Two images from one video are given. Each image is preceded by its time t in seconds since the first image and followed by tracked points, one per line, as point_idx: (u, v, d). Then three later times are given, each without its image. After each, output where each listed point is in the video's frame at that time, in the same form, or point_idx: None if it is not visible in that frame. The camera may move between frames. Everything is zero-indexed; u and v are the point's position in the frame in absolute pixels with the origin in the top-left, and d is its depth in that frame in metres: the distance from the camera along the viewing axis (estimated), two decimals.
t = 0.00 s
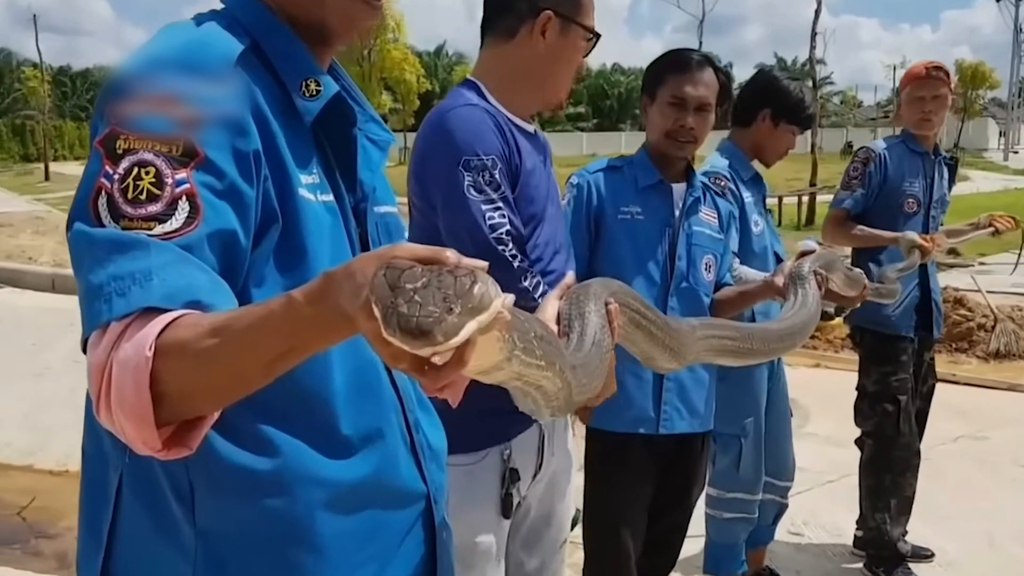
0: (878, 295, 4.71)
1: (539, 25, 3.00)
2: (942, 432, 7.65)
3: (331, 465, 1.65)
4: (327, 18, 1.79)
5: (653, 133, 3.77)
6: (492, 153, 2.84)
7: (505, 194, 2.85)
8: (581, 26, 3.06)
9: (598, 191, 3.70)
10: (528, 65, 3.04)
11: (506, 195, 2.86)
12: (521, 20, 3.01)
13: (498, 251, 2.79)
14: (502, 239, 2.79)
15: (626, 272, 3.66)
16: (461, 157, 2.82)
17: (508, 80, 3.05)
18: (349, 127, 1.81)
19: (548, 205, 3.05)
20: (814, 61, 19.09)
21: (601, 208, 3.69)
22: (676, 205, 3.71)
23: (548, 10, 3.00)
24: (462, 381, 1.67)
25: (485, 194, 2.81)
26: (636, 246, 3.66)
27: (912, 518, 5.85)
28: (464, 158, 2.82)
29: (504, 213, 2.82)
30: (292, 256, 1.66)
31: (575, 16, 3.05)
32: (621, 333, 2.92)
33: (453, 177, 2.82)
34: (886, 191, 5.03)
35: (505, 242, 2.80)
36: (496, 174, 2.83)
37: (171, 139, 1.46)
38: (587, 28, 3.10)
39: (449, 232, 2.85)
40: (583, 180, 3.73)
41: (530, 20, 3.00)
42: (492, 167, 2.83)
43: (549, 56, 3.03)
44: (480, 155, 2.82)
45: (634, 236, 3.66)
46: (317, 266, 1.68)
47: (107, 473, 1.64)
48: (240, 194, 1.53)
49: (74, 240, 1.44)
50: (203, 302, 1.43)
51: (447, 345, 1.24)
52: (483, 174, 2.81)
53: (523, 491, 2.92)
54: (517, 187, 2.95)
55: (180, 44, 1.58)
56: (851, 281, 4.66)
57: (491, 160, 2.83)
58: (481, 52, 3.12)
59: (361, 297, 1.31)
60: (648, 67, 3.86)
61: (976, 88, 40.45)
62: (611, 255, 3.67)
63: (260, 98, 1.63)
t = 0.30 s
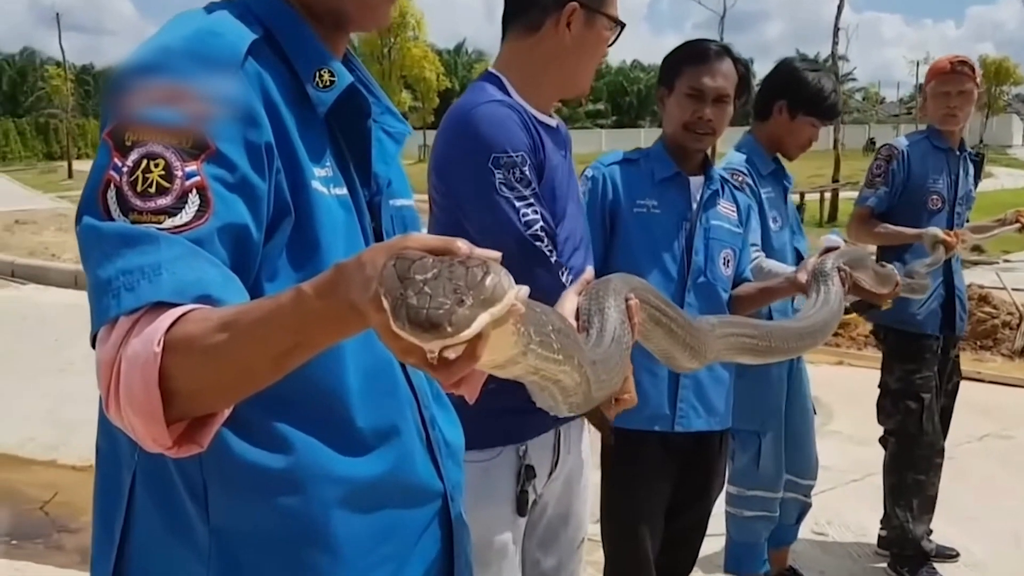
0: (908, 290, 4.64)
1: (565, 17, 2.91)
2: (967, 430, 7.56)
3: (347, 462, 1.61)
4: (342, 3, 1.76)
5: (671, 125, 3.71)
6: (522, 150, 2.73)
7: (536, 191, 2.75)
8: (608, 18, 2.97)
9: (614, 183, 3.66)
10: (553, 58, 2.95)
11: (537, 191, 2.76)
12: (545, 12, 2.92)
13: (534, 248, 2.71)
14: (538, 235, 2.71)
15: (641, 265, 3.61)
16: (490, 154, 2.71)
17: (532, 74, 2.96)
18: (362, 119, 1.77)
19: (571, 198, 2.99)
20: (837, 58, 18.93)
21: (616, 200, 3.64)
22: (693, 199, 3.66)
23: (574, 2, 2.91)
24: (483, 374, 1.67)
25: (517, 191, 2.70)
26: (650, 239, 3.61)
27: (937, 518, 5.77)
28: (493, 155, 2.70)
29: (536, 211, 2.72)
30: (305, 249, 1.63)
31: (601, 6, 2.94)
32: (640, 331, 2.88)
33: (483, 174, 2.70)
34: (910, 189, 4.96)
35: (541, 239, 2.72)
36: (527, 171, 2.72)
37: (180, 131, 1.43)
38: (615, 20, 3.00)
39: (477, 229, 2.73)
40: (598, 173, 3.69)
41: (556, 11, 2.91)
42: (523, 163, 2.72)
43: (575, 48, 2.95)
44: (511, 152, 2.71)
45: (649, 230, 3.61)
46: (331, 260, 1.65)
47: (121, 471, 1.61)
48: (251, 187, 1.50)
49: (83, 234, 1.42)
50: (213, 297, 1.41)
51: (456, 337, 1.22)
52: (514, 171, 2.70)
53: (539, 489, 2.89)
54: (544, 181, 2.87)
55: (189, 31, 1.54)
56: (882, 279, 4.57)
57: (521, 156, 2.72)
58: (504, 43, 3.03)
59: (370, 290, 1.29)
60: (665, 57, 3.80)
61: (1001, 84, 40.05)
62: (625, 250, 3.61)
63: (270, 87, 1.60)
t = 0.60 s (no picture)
0: (934, 285, 4.61)
1: (590, 8, 2.88)
2: (993, 431, 7.47)
3: (368, 460, 1.58)
4: None
5: (690, 118, 3.66)
6: (550, 145, 2.69)
7: (564, 186, 2.70)
8: (633, 9, 2.94)
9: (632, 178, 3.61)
10: (577, 50, 2.92)
11: (566, 186, 2.72)
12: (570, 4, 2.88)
13: (564, 244, 2.68)
14: (568, 232, 2.67)
15: (661, 262, 3.54)
16: (519, 150, 2.66)
17: (559, 70, 2.92)
18: (381, 111, 1.74)
19: (595, 191, 2.95)
20: (861, 55, 18.76)
21: (634, 196, 3.58)
22: (713, 194, 3.61)
23: None
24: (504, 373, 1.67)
25: (545, 187, 2.66)
26: (669, 236, 3.55)
27: (963, 519, 5.70)
28: (521, 150, 2.66)
29: (565, 207, 2.68)
30: (324, 243, 1.61)
31: None
32: (662, 327, 2.85)
33: (512, 171, 2.66)
34: (936, 186, 4.90)
35: (571, 234, 2.68)
36: (555, 166, 2.68)
37: (198, 124, 1.42)
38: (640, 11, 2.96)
39: (504, 227, 2.70)
40: (615, 169, 3.65)
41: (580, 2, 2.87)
42: (551, 159, 2.68)
43: (599, 40, 2.92)
44: (539, 147, 2.67)
45: (669, 226, 3.55)
46: (350, 254, 1.62)
47: (140, 468, 1.59)
48: (270, 181, 1.48)
49: (100, 229, 1.41)
50: (232, 293, 1.39)
51: (480, 336, 1.20)
52: (543, 166, 2.66)
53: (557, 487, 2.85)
54: (570, 175, 2.83)
55: (206, 23, 1.52)
56: (909, 274, 4.58)
57: (550, 152, 2.68)
58: (527, 36, 2.99)
59: (392, 286, 1.28)
60: (685, 49, 3.73)
61: None
62: (644, 247, 3.55)
63: (288, 79, 1.58)
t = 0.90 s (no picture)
0: (949, 293, 4.59)
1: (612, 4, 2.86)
2: (1013, 435, 7.39)
3: (381, 458, 1.57)
4: None
5: (705, 118, 3.64)
6: (567, 143, 2.68)
7: (580, 185, 2.69)
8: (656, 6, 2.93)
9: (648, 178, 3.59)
10: (599, 46, 2.91)
11: (582, 185, 2.71)
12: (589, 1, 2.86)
13: (577, 244, 2.66)
14: (581, 232, 2.65)
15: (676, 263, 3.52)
16: (535, 147, 2.66)
17: (581, 65, 2.91)
18: (395, 106, 1.74)
19: (614, 191, 2.93)
20: (881, 57, 18.64)
21: (650, 197, 3.56)
22: (729, 194, 3.58)
23: None
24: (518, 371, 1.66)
25: (561, 186, 2.64)
26: (685, 237, 3.52)
27: (982, 523, 5.64)
28: (538, 148, 2.65)
29: (581, 206, 2.66)
30: (338, 239, 1.60)
31: None
32: (679, 322, 2.82)
33: (527, 168, 2.65)
34: (956, 188, 4.85)
35: (585, 235, 2.66)
36: (571, 164, 2.67)
37: (212, 120, 1.41)
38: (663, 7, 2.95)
39: (518, 226, 2.69)
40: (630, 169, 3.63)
41: None
42: (567, 157, 2.66)
43: (621, 37, 2.90)
44: (556, 145, 2.66)
45: (684, 228, 3.52)
46: (365, 251, 1.62)
47: (154, 465, 1.58)
48: (284, 177, 1.48)
49: (114, 226, 1.40)
50: (246, 290, 1.39)
51: (496, 335, 1.20)
52: (559, 165, 2.65)
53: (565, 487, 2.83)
54: (588, 174, 2.81)
55: (222, 18, 1.52)
56: (925, 281, 4.54)
57: (566, 150, 2.67)
58: (549, 33, 2.98)
59: (406, 284, 1.27)
60: (702, 46, 3.71)
61: None
62: (660, 246, 3.52)
63: (302, 75, 1.57)
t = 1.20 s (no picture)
0: (955, 300, 4.57)
1: None
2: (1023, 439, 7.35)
3: (386, 453, 1.55)
4: None
5: (715, 117, 3.61)
6: (570, 138, 2.66)
7: (582, 180, 2.68)
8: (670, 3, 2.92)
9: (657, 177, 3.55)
10: (613, 41, 2.89)
11: (582, 181, 2.68)
12: None
13: (570, 241, 2.64)
14: (576, 228, 2.63)
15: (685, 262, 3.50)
16: (537, 141, 2.65)
17: (595, 59, 2.89)
18: (404, 97, 1.73)
19: (624, 189, 2.89)
20: (892, 58, 18.56)
21: (659, 196, 3.53)
22: (737, 194, 3.57)
23: None
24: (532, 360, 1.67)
25: (561, 181, 2.63)
26: (696, 237, 3.49)
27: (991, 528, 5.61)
28: (540, 141, 2.64)
29: (580, 201, 2.65)
30: (345, 230, 1.59)
31: None
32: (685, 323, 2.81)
33: (528, 161, 2.64)
34: (966, 190, 4.83)
35: (579, 232, 2.64)
36: (574, 158, 2.66)
37: (218, 109, 1.40)
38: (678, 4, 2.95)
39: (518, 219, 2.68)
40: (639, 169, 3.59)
41: None
42: (568, 152, 2.65)
43: (636, 32, 2.89)
44: (558, 139, 2.65)
45: (694, 228, 3.50)
46: (371, 243, 1.60)
47: (158, 458, 1.56)
48: (291, 167, 1.47)
49: (119, 215, 1.40)
50: (252, 280, 1.39)
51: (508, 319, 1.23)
52: (560, 159, 2.64)
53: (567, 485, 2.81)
54: (594, 171, 2.78)
55: (230, 7, 1.50)
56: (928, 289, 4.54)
57: (568, 145, 2.65)
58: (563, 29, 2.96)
59: (417, 271, 1.30)
60: (711, 44, 3.69)
61: None
62: (669, 243, 3.50)
63: (309, 65, 1.56)
